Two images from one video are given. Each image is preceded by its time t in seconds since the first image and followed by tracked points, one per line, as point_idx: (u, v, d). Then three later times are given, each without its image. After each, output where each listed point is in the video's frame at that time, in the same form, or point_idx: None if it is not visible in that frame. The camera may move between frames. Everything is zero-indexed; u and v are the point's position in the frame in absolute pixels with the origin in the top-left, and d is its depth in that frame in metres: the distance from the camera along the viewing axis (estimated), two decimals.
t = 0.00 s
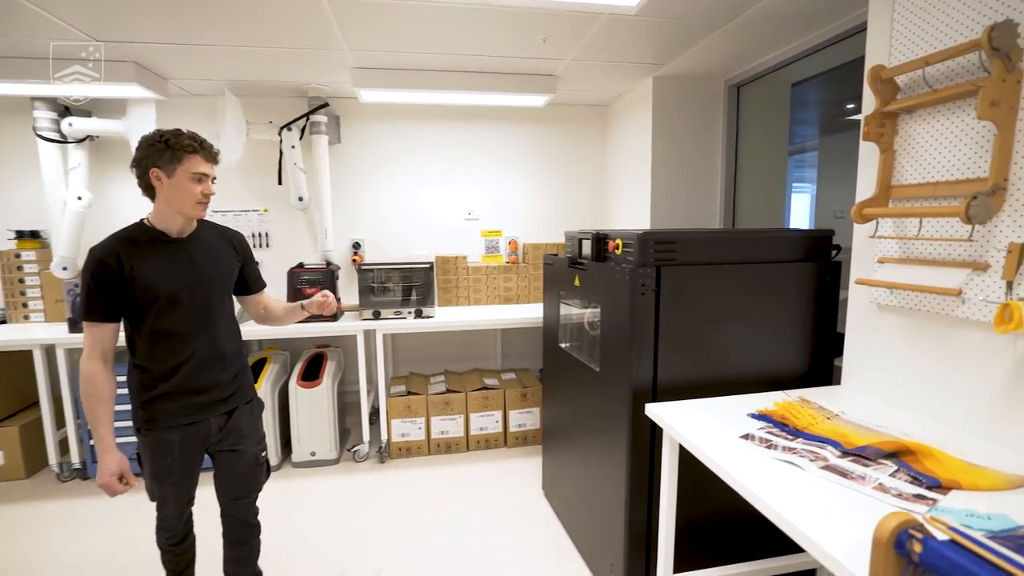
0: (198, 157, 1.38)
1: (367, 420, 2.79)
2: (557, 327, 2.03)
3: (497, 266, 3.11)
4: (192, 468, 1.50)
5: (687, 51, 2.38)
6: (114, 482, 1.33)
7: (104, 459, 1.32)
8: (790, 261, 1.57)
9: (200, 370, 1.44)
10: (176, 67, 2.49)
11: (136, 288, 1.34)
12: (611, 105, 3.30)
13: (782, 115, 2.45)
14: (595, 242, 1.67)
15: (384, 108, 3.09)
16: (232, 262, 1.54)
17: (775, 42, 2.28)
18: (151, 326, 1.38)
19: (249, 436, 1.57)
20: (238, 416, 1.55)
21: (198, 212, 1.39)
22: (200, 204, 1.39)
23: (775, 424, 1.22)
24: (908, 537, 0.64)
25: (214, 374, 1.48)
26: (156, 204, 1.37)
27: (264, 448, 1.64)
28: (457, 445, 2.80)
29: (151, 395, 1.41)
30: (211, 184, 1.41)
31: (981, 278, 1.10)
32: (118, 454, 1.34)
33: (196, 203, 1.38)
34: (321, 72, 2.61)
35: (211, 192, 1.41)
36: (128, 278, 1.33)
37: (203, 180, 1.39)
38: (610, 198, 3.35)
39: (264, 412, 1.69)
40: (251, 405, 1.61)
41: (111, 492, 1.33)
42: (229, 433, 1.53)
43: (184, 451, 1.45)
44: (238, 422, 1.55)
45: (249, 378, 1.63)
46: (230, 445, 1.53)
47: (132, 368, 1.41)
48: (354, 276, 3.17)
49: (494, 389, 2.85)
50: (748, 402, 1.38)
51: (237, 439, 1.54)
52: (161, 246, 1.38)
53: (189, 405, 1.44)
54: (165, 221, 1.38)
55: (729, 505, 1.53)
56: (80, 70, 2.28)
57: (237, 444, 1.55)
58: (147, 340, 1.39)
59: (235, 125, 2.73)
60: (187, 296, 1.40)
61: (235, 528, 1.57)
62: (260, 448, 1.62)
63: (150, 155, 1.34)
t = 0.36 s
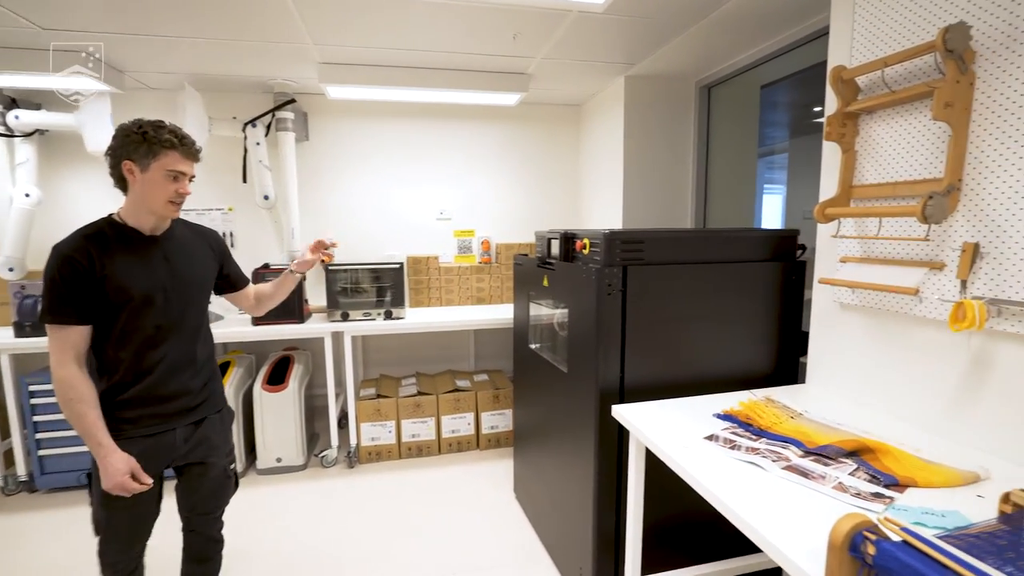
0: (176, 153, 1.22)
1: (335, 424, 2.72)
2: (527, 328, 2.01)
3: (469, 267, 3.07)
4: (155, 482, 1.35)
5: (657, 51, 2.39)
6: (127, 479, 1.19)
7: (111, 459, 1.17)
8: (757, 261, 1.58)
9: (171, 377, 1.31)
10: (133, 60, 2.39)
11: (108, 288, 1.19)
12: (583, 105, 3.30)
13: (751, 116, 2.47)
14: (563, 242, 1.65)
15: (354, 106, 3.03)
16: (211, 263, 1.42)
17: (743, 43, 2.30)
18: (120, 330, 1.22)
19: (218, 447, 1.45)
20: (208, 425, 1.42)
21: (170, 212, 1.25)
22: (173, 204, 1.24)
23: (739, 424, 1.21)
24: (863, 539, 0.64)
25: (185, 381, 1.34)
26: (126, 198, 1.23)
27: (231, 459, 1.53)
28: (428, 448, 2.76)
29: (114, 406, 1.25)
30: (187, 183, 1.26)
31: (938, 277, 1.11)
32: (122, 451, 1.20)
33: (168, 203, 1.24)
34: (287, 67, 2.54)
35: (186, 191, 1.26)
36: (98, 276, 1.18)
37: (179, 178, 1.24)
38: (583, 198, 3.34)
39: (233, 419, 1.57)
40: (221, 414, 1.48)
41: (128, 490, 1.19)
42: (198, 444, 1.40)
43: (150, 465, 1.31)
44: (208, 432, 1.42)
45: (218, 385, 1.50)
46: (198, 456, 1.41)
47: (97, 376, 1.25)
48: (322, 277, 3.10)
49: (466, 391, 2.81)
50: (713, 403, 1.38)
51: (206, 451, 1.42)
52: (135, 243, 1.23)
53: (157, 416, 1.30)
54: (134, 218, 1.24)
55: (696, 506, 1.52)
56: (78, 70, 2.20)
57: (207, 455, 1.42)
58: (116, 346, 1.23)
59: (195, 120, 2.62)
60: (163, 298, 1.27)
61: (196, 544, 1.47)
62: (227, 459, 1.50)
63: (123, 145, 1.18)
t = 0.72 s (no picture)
0: (109, 147, 1.14)
1: (299, 429, 2.66)
2: (493, 329, 2.00)
3: (437, 267, 3.05)
4: (94, 501, 1.28)
5: (622, 53, 2.41)
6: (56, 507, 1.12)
7: (40, 487, 1.10)
8: (717, 260, 1.61)
9: (112, 388, 1.24)
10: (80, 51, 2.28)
11: (38, 293, 1.12)
12: (550, 106, 3.32)
13: (713, 119, 2.53)
14: (528, 241, 1.65)
15: (317, 102, 2.96)
16: (155, 266, 1.35)
17: (706, 47, 2.35)
18: (53, 338, 1.15)
19: (166, 462, 1.39)
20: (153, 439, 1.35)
21: (102, 211, 1.17)
22: (105, 202, 1.16)
23: (698, 421, 1.23)
24: (809, 530, 0.66)
25: (129, 394, 1.27)
26: (59, 193, 1.17)
27: (180, 472, 1.47)
28: (395, 451, 2.72)
29: (48, 419, 1.18)
30: (123, 180, 1.18)
31: (884, 276, 1.16)
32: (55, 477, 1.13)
33: (100, 201, 1.16)
34: (247, 62, 2.47)
35: (120, 189, 1.18)
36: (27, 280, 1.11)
37: (112, 175, 1.15)
38: (550, 198, 3.36)
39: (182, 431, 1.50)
40: (168, 427, 1.41)
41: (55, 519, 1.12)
42: (143, 460, 1.32)
43: (87, 482, 1.23)
44: (154, 448, 1.35)
45: (167, 396, 1.42)
46: (142, 473, 1.33)
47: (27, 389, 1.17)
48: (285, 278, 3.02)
49: (434, 392, 2.79)
50: (674, 400, 1.40)
51: (153, 466, 1.35)
52: (70, 245, 1.17)
53: (95, 430, 1.22)
54: (65, 214, 1.17)
55: (660, 503, 1.54)
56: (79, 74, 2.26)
57: (152, 471, 1.35)
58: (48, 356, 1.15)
59: (148, 115, 2.52)
60: (101, 303, 1.20)
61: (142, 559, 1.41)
62: (176, 473, 1.44)
63: (55, 136, 1.12)
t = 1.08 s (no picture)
0: (21, 132, 1.11)
1: (264, 434, 2.60)
2: (461, 329, 2.01)
3: (406, 267, 3.03)
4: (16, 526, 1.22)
5: (589, 56, 2.45)
6: None
7: None
8: (680, 260, 1.65)
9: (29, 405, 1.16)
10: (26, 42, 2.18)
11: None
12: (519, 106, 3.33)
13: (677, 121, 2.59)
14: (495, 241, 1.66)
15: (281, 100, 2.90)
16: (75, 270, 1.26)
17: (670, 51, 2.41)
18: None
19: (99, 485, 1.32)
20: (84, 460, 1.28)
21: (20, 203, 1.11)
22: (26, 192, 1.12)
23: (662, 417, 1.26)
24: (761, 518, 0.69)
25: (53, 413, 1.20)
26: None
27: (114, 491, 1.39)
28: (364, 454, 2.69)
29: None
30: (37, 168, 1.14)
31: (835, 274, 1.21)
32: None
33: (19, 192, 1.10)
34: (207, 57, 2.40)
35: (37, 177, 1.14)
36: None
37: (27, 163, 1.12)
38: (519, 198, 3.38)
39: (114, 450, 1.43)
40: (102, 446, 1.34)
41: None
42: (72, 484, 1.25)
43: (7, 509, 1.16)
44: (85, 469, 1.28)
45: (99, 413, 1.35)
46: (71, 498, 1.26)
47: None
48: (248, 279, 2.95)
49: (403, 393, 2.77)
50: (639, 397, 1.43)
51: (84, 490, 1.28)
52: None
53: (15, 453, 1.15)
54: None
55: (626, 498, 1.57)
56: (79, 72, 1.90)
57: (83, 495, 1.28)
58: None
59: (101, 110, 2.42)
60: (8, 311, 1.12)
61: None
62: (110, 493, 1.37)
63: None
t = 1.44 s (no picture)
0: None
1: (230, 437, 2.54)
2: (432, 328, 2.00)
3: (376, 267, 3.00)
4: None
5: (558, 56, 2.47)
6: None
7: None
8: (646, 259, 1.68)
9: None
10: None
11: None
12: (490, 106, 3.33)
13: (646, 122, 2.63)
14: (464, 240, 1.66)
15: (246, 96, 2.84)
16: None
17: (638, 52, 2.44)
18: None
19: (44, 496, 1.24)
20: (25, 471, 1.19)
21: None
22: None
23: (628, 412, 1.29)
24: (716, 508, 0.71)
25: None
26: None
27: (61, 502, 1.31)
28: (334, 456, 2.66)
29: None
30: None
31: (792, 271, 1.25)
32: None
33: None
34: (168, 51, 2.33)
35: None
36: None
37: None
38: (491, 198, 3.38)
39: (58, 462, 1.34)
40: (44, 456, 1.26)
41: None
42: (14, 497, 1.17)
43: None
44: (29, 480, 1.20)
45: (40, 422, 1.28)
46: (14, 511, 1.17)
47: None
48: (213, 280, 2.88)
49: (374, 394, 2.74)
50: (606, 393, 1.45)
51: (28, 502, 1.20)
52: None
53: None
54: None
55: (594, 493, 1.59)
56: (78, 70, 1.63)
57: (27, 508, 1.20)
58: None
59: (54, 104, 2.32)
60: None
61: None
62: (56, 504, 1.29)
63: None
